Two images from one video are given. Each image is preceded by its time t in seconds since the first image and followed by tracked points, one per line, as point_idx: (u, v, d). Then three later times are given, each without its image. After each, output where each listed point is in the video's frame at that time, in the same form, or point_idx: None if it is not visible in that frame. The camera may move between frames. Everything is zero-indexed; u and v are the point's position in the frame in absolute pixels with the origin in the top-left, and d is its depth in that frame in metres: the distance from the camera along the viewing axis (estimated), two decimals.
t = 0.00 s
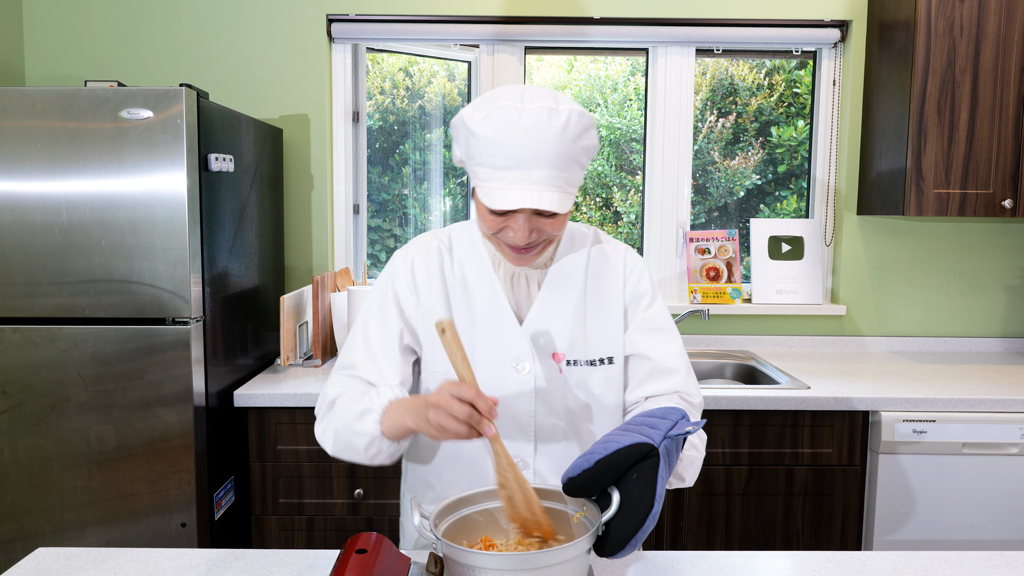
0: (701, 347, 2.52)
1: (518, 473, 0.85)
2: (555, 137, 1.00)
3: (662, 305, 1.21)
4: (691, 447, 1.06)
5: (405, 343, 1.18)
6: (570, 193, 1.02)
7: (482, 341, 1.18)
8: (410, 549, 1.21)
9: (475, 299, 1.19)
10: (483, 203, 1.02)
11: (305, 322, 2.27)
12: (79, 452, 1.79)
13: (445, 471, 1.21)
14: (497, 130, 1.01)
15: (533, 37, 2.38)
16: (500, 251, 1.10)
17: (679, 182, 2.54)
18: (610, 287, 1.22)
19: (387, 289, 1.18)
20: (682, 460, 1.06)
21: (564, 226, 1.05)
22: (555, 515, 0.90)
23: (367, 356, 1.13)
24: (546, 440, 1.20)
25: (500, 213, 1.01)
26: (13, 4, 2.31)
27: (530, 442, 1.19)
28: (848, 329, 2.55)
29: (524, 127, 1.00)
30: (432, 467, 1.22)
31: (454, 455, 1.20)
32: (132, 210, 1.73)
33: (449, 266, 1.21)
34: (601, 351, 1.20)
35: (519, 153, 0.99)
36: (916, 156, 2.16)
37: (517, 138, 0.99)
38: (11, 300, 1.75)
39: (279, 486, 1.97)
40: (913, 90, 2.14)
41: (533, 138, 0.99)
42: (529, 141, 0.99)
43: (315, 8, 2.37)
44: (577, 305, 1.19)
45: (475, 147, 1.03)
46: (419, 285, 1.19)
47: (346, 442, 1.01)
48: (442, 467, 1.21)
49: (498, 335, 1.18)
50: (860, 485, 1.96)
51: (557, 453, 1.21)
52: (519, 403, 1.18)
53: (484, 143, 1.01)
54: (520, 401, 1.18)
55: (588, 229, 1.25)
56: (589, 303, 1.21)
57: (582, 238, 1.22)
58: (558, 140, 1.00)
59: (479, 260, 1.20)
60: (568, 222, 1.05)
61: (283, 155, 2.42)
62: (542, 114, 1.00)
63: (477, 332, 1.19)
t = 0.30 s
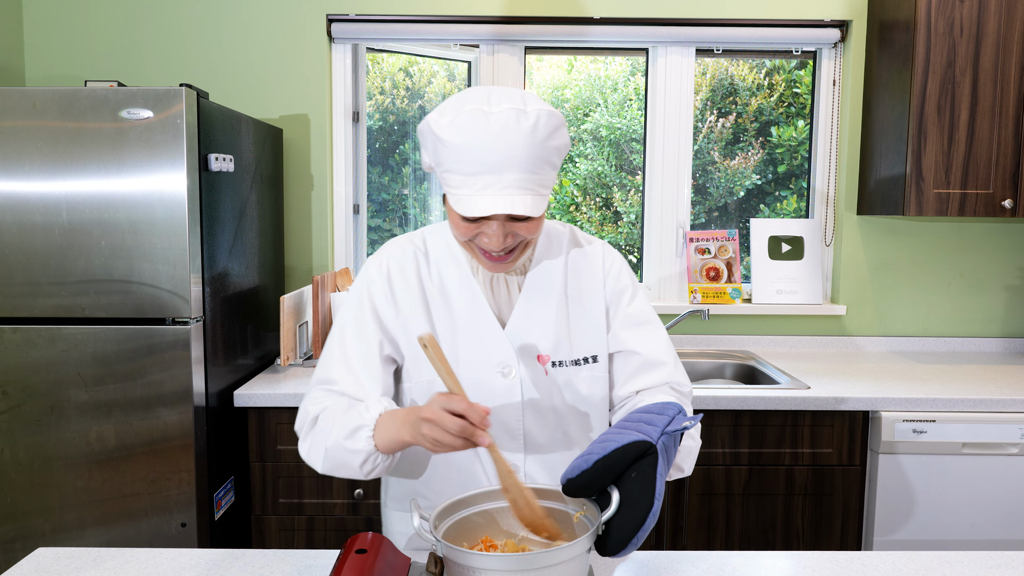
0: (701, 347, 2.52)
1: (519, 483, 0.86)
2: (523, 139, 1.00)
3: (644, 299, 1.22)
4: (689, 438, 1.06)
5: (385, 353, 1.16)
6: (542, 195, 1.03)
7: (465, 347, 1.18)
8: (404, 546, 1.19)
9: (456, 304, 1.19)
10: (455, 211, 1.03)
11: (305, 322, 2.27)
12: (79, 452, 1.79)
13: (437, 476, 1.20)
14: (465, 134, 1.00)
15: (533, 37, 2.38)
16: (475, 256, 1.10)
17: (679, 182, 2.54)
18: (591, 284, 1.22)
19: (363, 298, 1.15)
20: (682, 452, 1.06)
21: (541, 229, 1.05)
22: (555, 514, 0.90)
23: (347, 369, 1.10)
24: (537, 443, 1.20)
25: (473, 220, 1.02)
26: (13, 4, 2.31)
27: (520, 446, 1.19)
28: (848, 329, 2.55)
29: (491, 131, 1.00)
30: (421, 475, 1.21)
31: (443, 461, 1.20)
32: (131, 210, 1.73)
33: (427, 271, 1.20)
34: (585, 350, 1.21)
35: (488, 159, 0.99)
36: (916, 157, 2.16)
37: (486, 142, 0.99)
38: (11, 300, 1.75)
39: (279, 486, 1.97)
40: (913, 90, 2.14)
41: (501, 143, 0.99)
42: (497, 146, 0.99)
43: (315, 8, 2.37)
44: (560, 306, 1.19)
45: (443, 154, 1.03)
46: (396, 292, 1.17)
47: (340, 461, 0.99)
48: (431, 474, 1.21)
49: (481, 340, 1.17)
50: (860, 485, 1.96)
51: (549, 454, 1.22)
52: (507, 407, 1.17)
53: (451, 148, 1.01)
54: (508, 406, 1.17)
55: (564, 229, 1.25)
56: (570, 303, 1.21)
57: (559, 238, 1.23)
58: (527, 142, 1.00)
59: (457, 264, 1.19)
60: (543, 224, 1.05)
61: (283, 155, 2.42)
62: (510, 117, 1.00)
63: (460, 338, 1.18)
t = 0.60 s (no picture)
0: (701, 347, 2.52)
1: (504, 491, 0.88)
2: (516, 140, 1.00)
3: (636, 297, 1.22)
4: (686, 433, 1.06)
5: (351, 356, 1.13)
6: (536, 196, 1.03)
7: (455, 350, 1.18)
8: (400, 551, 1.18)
9: (445, 307, 1.19)
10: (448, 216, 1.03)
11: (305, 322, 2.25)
12: (79, 452, 1.79)
13: (429, 480, 1.21)
14: (457, 135, 1.00)
15: (533, 37, 2.38)
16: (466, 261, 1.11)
17: (679, 182, 2.54)
18: (582, 284, 1.22)
19: (343, 293, 1.14)
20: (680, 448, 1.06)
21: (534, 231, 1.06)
22: (555, 514, 0.90)
23: (310, 361, 1.07)
24: (532, 446, 1.20)
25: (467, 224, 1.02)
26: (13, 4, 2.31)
27: (515, 449, 1.19)
28: (848, 329, 2.55)
29: (484, 133, 0.99)
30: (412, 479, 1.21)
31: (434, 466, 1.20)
32: (131, 210, 1.73)
33: (415, 273, 1.20)
34: (578, 351, 1.21)
35: (482, 161, 0.99)
36: (916, 157, 2.16)
37: (479, 144, 0.99)
38: (12, 300, 1.75)
39: (279, 486, 1.97)
40: (913, 90, 2.14)
41: (494, 144, 0.99)
42: (490, 148, 0.99)
43: (315, 8, 2.37)
44: (552, 307, 1.19)
45: (434, 157, 1.03)
46: (379, 292, 1.17)
47: (294, 447, 0.96)
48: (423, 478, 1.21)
49: (473, 343, 1.17)
50: (860, 485, 1.96)
51: (544, 455, 1.22)
52: (501, 411, 1.18)
53: (444, 150, 1.01)
54: (502, 409, 1.17)
55: (552, 230, 1.26)
56: (562, 303, 1.21)
57: (548, 239, 1.23)
58: (520, 143, 1.00)
59: (447, 266, 1.19)
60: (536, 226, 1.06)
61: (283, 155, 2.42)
62: (502, 117, 0.99)
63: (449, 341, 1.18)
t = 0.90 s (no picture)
0: (701, 347, 2.52)
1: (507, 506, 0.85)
2: (524, 130, 1.00)
3: (637, 299, 1.22)
4: (685, 434, 1.06)
5: (361, 359, 1.14)
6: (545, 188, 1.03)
7: (458, 351, 1.18)
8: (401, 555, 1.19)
9: (448, 308, 1.19)
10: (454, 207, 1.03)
11: (305, 322, 2.25)
12: (79, 452, 1.79)
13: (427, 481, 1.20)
14: (464, 126, 1.01)
15: (533, 37, 2.38)
16: (473, 256, 1.11)
17: (679, 182, 2.54)
18: (583, 285, 1.22)
19: (346, 297, 1.14)
20: (676, 446, 1.06)
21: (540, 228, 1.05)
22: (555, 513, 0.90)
23: (320, 368, 1.07)
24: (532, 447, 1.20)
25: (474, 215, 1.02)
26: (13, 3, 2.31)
27: (516, 451, 1.19)
28: (848, 329, 2.55)
29: (492, 124, 1.00)
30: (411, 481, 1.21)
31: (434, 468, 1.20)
32: (131, 210, 1.72)
33: (417, 275, 1.21)
34: (579, 352, 1.21)
35: (491, 151, 0.99)
36: (916, 157, 2.16)
37: (486, 134, 1.00)
38: (12, 300, 1.75)
39: (279, 486, 1.97)
40: (913, 90, 2.14)
41: (503, 135, 0.99)
42: (499, 139, 0.99)
43: (314, 8, 2.37)
44: (552, 309, 1.19)
45: (442, 150, 1.03)
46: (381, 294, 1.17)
47: (302, 459, 0.96)
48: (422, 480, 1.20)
49: (475, 344, 1.17)
50: (860, 485, 1.96)
51: (545, 457, 1.22)
52: (502, 413, 1.18)
53: (451, 141, 1.01)
54: (503, 410, 1.17)
55: (555, 233, 1.26)
56: (563, 304, 1.21)
57: (549, 243, 1.23)
58: (528, 133, 1.00)
59: (449, 266, 1.20)
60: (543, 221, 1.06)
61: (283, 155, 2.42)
62: (509, 108, 1.00)
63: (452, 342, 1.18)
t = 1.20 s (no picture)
0: (701, 347, 2.52)
1: (472, 455, 0.88)
2: (527, 123, 1.00)
3: (645, 304, 1.23)
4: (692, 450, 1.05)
5: (364, 351, 1.17)
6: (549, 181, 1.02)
7: (461, 345, 1.18)
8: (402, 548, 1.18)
9: (454, 303, 1.19)
10: (460, 199, 1.04)
11: (306, 321, 2.25)
12: (79, 452, 1.79)
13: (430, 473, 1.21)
14: (469, 120, 1.01)
15: (533, 37, 2.38)
16: (483, 251, 1.12)
17: (679, 181, 2.54)
18: (591, 286, 1.22)
19: (353, 292, 1.17)
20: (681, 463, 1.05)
21: (543, 220, 1.05)
22: (556, 511, 0.90)
23: (327, 358, 1.12)
24: (535, 446, 1.20)
25: (477, 206, 1.02)
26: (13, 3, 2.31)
27: (517, 448, 1.19)
28: (848, 329, 2.55)
29: (496, 117, 1.00)
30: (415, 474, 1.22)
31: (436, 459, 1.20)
32: (131, 210, 1.73)
33: (425, 270, 1.21)
34: (585, 352, 1.20)
35: (495, 142, 0.99)
36: (917, 157, 2.16)
37: (490, 125, 1.00)
38: (12, 301, 1.75)
39: (279, 486, 1.97)
40: (913, 90, 2.14)
41: (507, 127, 1.00)
42: (503, 131, 0.99)
43: (314, 8, 2.37)
44: (559, 307, 1.19)
45: (448, 143, 1.03)
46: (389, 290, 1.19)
47: (299, 431, 1.03)
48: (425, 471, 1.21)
49: (478, 340, 1.17)
50: (860, 485, 1.96)
51: (548, 457, 1.20)
52: (505, 410, 1.18)
53: (457, 134, 1.02)
54: (507, 408, 1.18)
55: (565, 232, 1.26)
56: (571, 304, 1.21)
57: (558, 242, 1.23)
58: (532, 126, 1.00)
59: (457, 263, 1.20)
60: (547, 214, 1.06)
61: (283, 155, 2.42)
62: (513, 103, 1.01)
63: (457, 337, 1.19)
